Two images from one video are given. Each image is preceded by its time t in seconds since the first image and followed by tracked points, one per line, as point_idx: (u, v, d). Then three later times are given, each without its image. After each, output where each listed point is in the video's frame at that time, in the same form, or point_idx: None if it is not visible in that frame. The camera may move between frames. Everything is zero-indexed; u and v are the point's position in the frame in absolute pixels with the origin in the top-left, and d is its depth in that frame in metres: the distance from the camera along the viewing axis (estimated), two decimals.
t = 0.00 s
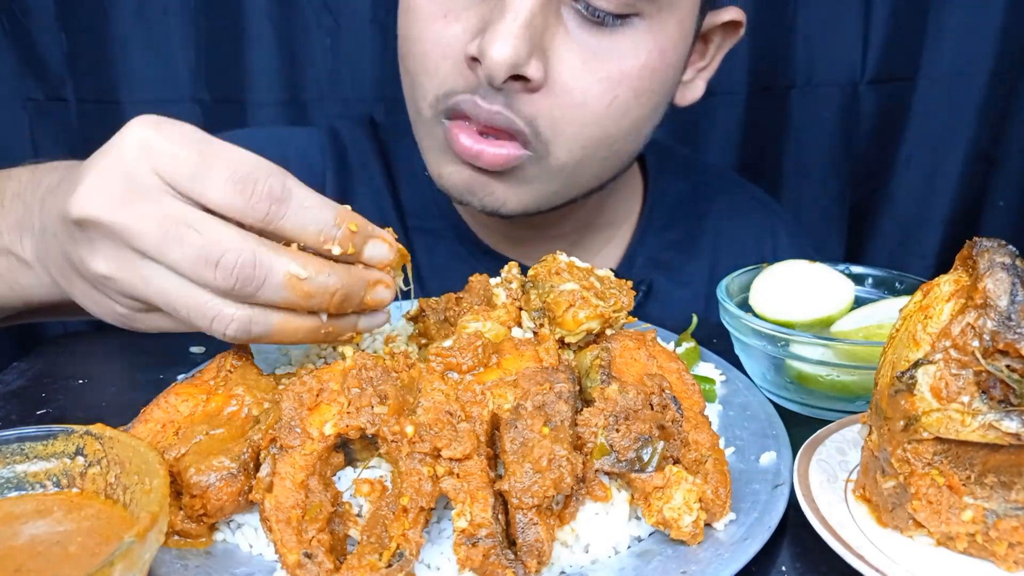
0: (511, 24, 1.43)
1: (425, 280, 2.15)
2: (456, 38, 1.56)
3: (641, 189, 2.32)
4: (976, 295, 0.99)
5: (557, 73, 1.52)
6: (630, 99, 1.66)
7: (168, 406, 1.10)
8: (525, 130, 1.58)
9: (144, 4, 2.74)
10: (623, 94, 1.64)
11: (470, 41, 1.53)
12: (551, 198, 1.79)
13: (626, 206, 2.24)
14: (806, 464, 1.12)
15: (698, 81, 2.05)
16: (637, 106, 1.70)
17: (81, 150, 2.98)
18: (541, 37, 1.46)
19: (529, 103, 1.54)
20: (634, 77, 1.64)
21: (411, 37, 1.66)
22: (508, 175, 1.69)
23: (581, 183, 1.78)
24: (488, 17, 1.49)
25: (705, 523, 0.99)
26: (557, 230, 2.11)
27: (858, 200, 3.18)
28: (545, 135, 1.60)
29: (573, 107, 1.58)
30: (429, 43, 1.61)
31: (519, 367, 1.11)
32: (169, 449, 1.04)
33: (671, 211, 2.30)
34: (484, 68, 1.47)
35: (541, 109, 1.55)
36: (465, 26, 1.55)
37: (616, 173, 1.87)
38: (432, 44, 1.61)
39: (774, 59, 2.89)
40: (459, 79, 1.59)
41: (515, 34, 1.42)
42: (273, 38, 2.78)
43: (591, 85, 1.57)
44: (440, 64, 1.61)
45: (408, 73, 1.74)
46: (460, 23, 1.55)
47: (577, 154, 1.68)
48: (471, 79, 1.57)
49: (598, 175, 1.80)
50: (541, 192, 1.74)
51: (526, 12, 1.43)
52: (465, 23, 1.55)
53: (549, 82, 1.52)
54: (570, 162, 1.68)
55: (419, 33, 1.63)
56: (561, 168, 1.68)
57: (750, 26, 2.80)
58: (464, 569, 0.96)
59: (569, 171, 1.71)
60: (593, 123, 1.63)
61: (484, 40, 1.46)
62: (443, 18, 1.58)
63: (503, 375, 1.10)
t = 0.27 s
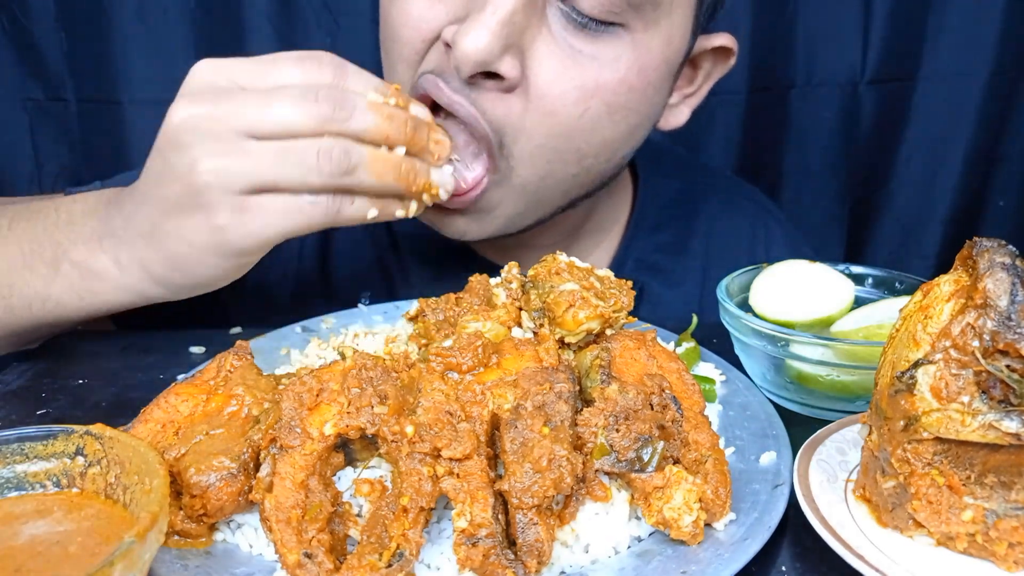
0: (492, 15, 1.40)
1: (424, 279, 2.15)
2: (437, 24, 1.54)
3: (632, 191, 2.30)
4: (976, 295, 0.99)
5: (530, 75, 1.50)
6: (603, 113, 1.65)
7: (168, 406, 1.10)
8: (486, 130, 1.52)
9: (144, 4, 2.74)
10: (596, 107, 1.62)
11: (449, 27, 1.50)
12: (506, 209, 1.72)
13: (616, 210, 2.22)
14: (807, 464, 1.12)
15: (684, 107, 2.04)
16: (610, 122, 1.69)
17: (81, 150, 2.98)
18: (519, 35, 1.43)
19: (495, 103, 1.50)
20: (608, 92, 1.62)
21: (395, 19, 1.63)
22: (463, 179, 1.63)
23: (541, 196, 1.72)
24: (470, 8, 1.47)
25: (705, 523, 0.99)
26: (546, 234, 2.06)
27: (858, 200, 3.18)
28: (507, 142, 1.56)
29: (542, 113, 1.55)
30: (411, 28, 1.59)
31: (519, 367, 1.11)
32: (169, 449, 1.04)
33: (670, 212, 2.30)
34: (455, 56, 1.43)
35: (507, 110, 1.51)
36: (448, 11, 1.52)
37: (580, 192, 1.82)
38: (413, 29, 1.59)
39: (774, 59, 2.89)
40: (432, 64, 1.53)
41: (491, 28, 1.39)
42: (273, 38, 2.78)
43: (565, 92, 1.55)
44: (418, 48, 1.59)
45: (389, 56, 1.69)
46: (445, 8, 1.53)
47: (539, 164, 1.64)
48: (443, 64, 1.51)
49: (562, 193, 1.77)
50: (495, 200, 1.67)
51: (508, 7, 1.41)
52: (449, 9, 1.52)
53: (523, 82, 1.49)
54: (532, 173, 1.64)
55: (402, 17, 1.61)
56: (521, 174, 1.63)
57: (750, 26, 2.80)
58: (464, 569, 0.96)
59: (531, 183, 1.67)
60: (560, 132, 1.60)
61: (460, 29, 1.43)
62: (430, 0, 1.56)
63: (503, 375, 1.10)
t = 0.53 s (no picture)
0: (492, 44, 1.40)
1: (424, 279, 2.14)
2: (437, 44, 1.53)
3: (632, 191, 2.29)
4: (976, 295, 0.99)
5: (531, 100, 1.52)
6: (602, 132, 1.67)
7: (168, 406, 1.10)
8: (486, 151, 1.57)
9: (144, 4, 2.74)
10: (596, 127, 1.64)
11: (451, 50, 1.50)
12: (508, 223, 1.78)
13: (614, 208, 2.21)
14: (806, 464, 1.12)
15: (685, 116, 2.05)
16: (609, 140, 1.71)
17: (81, 150, 2.98)
18: (518, 65, 1.45)
19: (494, 127, 1.53)
20: (609, 113, 1.64)
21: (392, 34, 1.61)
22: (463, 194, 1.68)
23: (541, 209, 1.77)
24: (470, 32, 1.47)
25: (705, 523, 0.99)
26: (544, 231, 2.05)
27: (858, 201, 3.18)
28: (507, 160, 1.59)
29: (543, 134, 1.58)
30: (407, 42, 1.57)
31: (519, 367, 1.11)
32: (169, 449, 1.04)
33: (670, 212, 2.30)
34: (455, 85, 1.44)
35: (508, 134, 1.55)
36: (449, 31, 1.51)
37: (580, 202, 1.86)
38: (410, 42, 1.57)
39: (774, 60, 2.89)
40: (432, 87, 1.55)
41: (491, 60, 1.40)
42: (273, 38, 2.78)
43: (564, 114, 1.57)
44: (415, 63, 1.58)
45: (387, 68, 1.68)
46: (446, 28, 1.52)
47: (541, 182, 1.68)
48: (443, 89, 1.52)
49: (560, 204, 1.80)
50: (497, 216, 1.73)
51: (508, 37, 1.40)
52: (450, 30, 1.51)
53: (522, 107, 1.52)
54: (532, 188, 1.68)
55: (398, 30, 1.59)
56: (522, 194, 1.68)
57: (750, 26, 2.80)
58: (464, 569, 0.96)
59: (530, 198, 1.70)
60: (561, 152, 1.63)
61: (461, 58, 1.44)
62: (429, 16, 1.53)
63: (503, 375, 1.10)
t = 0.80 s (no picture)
0: (495, 41, 1.41)
1: (425, 279, 2.14)
2: (440, 44, 1.54)
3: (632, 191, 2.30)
4: (976, 295, 0.99)
5: (536, 97, 1.52)
6: (608, 129, 1.66)
7: (168, 406, 1.10)
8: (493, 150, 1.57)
9: (144, 3, 2.74)
10: (602, 124, 1.64)
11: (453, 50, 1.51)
12: (514, 222, 1.78)
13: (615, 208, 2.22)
14: (806, 464, 1.12)
15: (688, 116, 2.05)
16: (615, 137, 1.70)
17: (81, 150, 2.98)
18: (523, 60, 1.45)
19: (501, 124, 1.53)
20: (615, 110, 1.64)
21: (395, 33, 1.63)
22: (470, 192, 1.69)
23: (549, 208, 1.78)
24: (473, 30, 1.47)
25: (705, 523, 0.99)
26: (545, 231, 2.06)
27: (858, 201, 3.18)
28: (515, 158, 1.60)
29: (550, 132, 1.58)
30: (410, 41, 1.58)
31: (519, 367, 1.11)
32: (169, 449, 1.04)
33: (670, 212, 2.30)
34: (461, 81, 1.45)
35: (514, 131, 1.55)
36: (451, 30, 1.52)
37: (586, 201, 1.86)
38: (413, 42, 1.58)
39: (773, 60, 2.89)
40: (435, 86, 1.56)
41: (496, 56, 1.40)
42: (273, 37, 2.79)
43: (569, 112, 1.57)
44: (418, 62, 1.59)
45: (389, 68, 1.70)
46: (447, 27, 1.52)
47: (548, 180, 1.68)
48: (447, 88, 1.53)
49: (568, 202, 1.81)
50: (504, 214, 1.73)
51: (511, 33, 1.41)
52: (451, 28, 1.52)
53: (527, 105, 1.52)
54: (540, 186, 1.68)
55: (401, 29, 1.60)
56: (529, 192, 1.68)
57: (749, 26, 2.81)
58: (464, 569, 0.96)
59: (537, 196, 1.71)
60: (567, 150, 1.63)
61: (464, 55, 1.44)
62: (431, 14, 1.54)
63: (503, 375, 1.10)
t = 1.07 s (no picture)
0: (498, 27, 1.42)
1: (425, 279, 2.14)
2: (440, 42, 1.57)
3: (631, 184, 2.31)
4: (976, 295, 0.99)
5: (543, 78, 1.54)
6: (619, 104, 1.67)
7: (168, 406, 1.10)
8: (513, 135, 1.60)
9: (144, 3, 2.74)
10: (613, 100, 1.65)
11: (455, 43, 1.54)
12: (540, 202, 1.80)
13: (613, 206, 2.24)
14: (806, 464, 1.12)
15: (688, 86, 2.04)
16: (627, 111, 1.71)
17: (81, 150, 2.98)
18: (526, 43, 1.46)
19: (513, 110, 1.56)
20: (622, 83, 1.64)
21: (393, 39, 1.66)
22: (496, 181, 1.71)
23: (572, 188, 1.80)
24: (472, 22, 1.50)
25: (705, 523, 0.99)
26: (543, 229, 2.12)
27: (859, 201, 3.18)
28: (536, 141, 1.62)
29: (562, 111, 1.60)
30: (413, 44, 1.62)
31: (519, 367, 1.11)
32: (169, 449, 1.04)
33: (671, 212, 2.30)
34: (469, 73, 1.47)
35: (527, 115, 1.57)
36: (449, 27, 1.55)
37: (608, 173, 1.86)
38: (415, 46, 1.61)
39: (773, 60, 2.89)
40: (443, 83, 1.60)
41: (500, 41, 1.42)
42: (273, 38, 2.79)
43: (580, 91, 1.59)
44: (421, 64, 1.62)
45: (390, 74, 1.73)
46: (446, 24, 1.55)
47: (567, 159, 1.70)
48: (455, 82, 1.58)
49: (589, 182, 1.82)
50: (529, 196, 1.75)
51: (512, 17, 1.43)
52: (450, 24, 1.55)
53: (538, 86, 1.54)
54: (562, 167, 1.71)
55: (402, 34, 1.64)
56: (551, 172, 1.70)
57: (749, 27, 2.81)
58: (464, 569, 0.96)
59: (561, 177, 1.73)
60: (581, 128, 1.65)
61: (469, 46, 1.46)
62: (427, 17, 1.58)
63: (503, 375, 1.10)
